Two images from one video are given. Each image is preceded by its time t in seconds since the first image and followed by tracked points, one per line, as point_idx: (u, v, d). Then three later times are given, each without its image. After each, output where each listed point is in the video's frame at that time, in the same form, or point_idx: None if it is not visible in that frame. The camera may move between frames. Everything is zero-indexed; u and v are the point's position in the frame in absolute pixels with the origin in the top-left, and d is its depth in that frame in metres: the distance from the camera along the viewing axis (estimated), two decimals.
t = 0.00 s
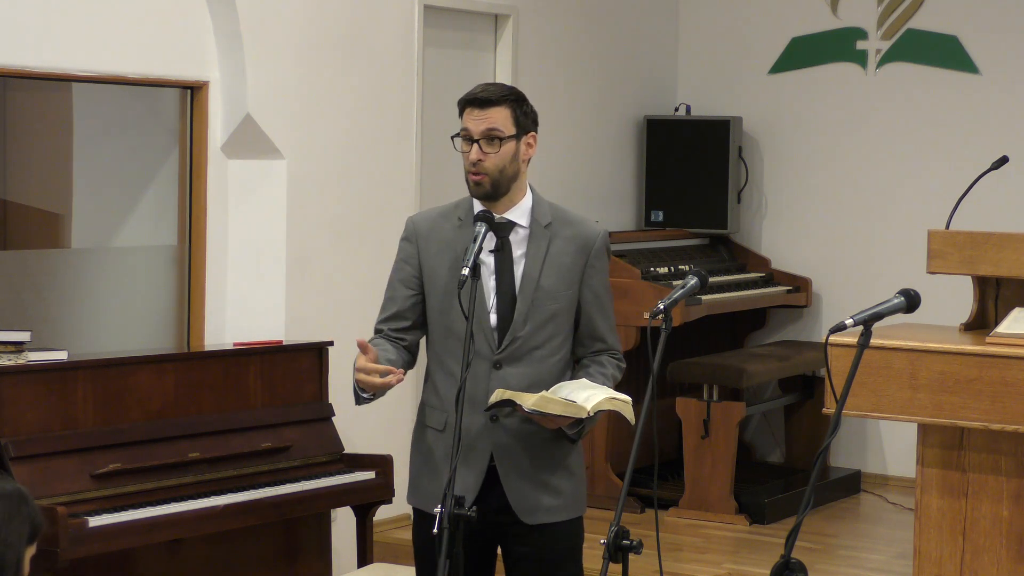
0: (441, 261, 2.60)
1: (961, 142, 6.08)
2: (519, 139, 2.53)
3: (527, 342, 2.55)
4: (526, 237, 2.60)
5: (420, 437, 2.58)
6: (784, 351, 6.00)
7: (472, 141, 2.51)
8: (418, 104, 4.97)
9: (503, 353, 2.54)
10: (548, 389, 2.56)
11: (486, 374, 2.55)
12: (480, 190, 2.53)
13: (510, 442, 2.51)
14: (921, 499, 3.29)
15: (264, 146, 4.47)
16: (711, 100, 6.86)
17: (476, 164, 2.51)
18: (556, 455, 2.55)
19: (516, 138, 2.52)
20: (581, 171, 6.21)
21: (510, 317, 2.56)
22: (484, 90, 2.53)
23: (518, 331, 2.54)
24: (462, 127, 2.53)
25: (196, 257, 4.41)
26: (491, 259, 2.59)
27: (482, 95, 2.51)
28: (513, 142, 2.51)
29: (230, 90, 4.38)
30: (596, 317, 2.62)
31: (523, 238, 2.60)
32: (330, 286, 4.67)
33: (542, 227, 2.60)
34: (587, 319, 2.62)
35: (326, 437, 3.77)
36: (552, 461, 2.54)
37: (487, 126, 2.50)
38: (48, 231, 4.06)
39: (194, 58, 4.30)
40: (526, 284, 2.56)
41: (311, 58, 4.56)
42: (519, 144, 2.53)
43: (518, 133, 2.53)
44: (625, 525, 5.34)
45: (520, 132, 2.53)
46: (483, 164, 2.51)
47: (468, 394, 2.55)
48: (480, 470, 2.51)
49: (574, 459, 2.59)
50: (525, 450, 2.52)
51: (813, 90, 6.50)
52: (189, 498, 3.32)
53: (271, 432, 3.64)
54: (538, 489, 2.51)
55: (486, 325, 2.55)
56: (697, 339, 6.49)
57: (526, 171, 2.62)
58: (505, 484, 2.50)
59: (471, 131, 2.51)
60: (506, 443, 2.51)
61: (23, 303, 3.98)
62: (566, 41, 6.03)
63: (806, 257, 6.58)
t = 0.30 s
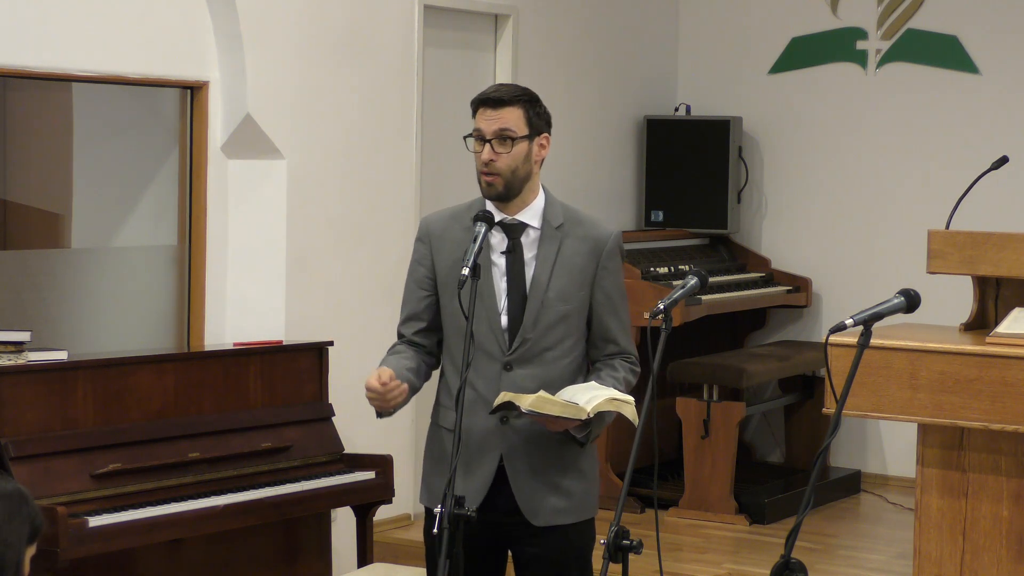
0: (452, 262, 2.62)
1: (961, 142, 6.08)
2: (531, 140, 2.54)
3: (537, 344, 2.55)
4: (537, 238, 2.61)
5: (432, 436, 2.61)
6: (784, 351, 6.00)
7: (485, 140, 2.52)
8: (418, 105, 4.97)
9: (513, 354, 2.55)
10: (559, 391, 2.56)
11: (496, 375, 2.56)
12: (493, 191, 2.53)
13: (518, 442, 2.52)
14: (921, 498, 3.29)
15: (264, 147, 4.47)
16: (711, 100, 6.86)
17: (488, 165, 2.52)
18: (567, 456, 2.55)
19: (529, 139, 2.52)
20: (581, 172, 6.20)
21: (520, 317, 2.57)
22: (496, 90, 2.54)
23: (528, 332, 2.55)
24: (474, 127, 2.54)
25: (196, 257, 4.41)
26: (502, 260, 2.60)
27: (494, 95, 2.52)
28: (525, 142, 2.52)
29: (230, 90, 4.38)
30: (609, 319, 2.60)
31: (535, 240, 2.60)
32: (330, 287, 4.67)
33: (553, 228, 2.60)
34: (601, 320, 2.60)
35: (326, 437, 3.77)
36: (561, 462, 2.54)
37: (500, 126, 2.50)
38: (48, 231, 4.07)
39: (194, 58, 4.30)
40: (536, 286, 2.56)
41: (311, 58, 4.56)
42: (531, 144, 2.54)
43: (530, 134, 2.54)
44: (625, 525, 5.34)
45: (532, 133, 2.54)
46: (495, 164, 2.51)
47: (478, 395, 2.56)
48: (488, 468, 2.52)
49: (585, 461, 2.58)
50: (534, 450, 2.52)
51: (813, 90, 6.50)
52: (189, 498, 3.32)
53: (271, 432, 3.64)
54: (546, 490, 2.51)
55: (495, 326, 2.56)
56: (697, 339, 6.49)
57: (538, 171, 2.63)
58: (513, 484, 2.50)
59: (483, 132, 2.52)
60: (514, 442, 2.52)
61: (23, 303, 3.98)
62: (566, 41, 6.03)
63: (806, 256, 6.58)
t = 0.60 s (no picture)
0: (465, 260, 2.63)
1: (961, 142, 6.08)
2: (553, 143, 2.54)
3: (543, 348, 2.55)
4: (551, 243, 2.61)
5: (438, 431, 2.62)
6: (784, 351, 6.00)
7: (507, 143, 2.53)
8: (418, 105, 4.97)
9: (518, 356, 2.55)
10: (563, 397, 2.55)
11: (500, 375, 2.57)
12: (514, 194, 2.54)
13: (520, 445, 2.52)
14: (921, 498, 3.32)
15: (264, 147, 4.47)
16: (711, 100, 6.86)
17: (510, 167, 2.53)
18: (570, 462, 2.54)
19: (551, 142, 2.53)
20: (581, 171, 6.21)
21: (527, 320, 2.57)
22: (519, 93, 2.55)
23: (534, 335, 2.55)
24: (496, 130, 2.55)
25: (196, 256, 4.41)
26: (514, 261, 2.62)
27: (517, 99, 2.54)
28: (547, 145, 2.53)
29: (230, 89, 4.38)
30: (619, 330, 2.58)
31: (549, 245, 2.61)
32: (330, 286, 4.67)
33: (567, 234, 2.60)
34: (611, 330, 2.59)
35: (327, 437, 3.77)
36: (564, 469, 2.53)
37: (522, 129, 2.51)
38: (49, 231, 4.07)
39: (194, 58, 4.31)
40: (545, 290, 2.56)
41: (310, 58, 4.56)
42: (553, 148, 2.55)
43: (552, 137, 2.54)
44: (625, 525, 5.34)
45: (554, 136, 2.54)
46: (516, 167, 2.52)
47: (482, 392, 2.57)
48: (489, 467, 2.53)
49: (590, 469, 2.57)
50: (536, 455, 2.52)
51: (814, 90, 6.50)
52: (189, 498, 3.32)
53: (270, 432, 3.64)
54: (546, 495, 2.51)
55: (502, 326, 2.57)
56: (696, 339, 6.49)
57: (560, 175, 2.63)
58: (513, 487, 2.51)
59: (505, 135, 2.53)
60: (517, 443, 2.52)
61: (23, 303, 3.98)
62: (566, 41, 6.03)
63: (806, 256, 6.58)
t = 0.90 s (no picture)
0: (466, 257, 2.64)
1: (961, 142, 6.08)
2: (552, 139, 2.55)
3: (542, 343, 2.55)
4: (551, 240, 2.61)
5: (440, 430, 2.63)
6: (784, 351, 6.00)
7: (505, 139, 2.53)
8: (419, 105, 4.97)
9: (517, 352, 2.55)
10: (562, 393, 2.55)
11: (500, 372, 2.57)
12: (513, 189, 2.54)
13: (519, 443, 2.52)
14: (921, 498, 3.32)
15: (263, 147, 4.47)
16: (711, 100, 6.86)
17: (508, 163, 2.53)
18: (568, 461, 2.54)
19: (549, 137, 2.53)
20: (581, 172, 6.21)
21: (526, 316, 2.57)
22: (517, 90, 2.56)
23: (531, 330, 2.55)
24: (494, 127, 2.56)
25: (196, 256, 4.41)
26: (514, 259, 2.62)
27: (515, 95, 2.54)
28: (545, 141, 2.53)
29: (230, 89, 4.38)
30: (620, 325, 2.56)
31: (548, 242, 2.61)
32: (330, 287, 4.67)
33: (566, 231, 2.60)
34: (611, 326, 2.57)
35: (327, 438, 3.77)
36: (564, 468, 2.53)
37: (520, 124, 2.52)
38: (48, 231, 4.07)
39: (193, 58, 4.31)
40: (544, 286, 2.56)
41: (311, 58, 4.56)
42: (551, 144, 2.55)
43: (551, 133, 2.55)
44: (625, 525, 5.34)
45: (552, 132, 2.55)
46: (515, 163, 2.52)
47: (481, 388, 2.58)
48: (487, 464, 2.53)
49: (590, 469, 2.56)
50: (536, 454, 2.52)
51: (813, 90, 6.50)
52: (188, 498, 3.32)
53: (270, 432, 3.64)
54: (544, 494, 2.51)
55: (501, 322, 2.57)
56: (697, 339, 6.49)
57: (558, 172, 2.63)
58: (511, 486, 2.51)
59: (504, 130, 2.53)
60: (515, 441, 2.52)
61: (23, 303, 3.98)
62: (566, 41, 6.03)
63: (806, 256, 6.58)
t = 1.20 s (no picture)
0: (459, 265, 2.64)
1: (961, 142, 6.08)
2: (532, 140, 2.54)
3: (539, 344, 2.55)
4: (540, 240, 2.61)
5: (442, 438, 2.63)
6: (784, 351, 6.00)
7: (486, 141, 2.53)
8: (419, 105, 4.97)
9: (514, 355, 2.55)
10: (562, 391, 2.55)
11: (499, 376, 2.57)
12: (494, 191, 2.53)
13: (518, 445, 2.52)
14: (921, 498, 3.32)
15: (263, 147, 4.47)
16: (711, 100, 6.86)
17: (489, 165, 2.53)
18: (569, 459, 2.54)
19: (529, 139, 2.53)
20: (581, 172, 6.21)
21: (522, 319, 2.57)
22: (498, 92, 2.56)
23: (528, 332, 2.55)
24: (475, 129, 2.56)
25: (196, 256, 4.41)
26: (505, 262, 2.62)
27: (495, 97, 2.54)
28: (526, 142, 2.53)
29: (230, 89, 4.38)
30: (615, 319, 2.56)
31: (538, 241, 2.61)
32: (330, 287, 4.67)
33: (555, 230, 2.60)
34: (607, 319, 2.57)
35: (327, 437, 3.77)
36: (565, 466, 2.53)
37: (500, 127, 2.52)
38: (48, 231, 4.07)
39: (194, 58, 4.31)
40: (537, 288, 2.56)
41: (311, 58, 4.56)
42: (532, 145, 2.55)
43: (531, 134, 2.55)
44: (625, 525, 5.34)
45: (533, 133, 2.54)
46: (496, 165, 2.52)
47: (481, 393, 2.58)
48: (488, 466, 2.53)
49: (591, 465, 2.56)
50: (536, 454, 2.52)
51: (813, 90, 6.50)
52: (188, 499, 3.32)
53: (271, 432, 3.64)
54: (547, 493, 2.51)
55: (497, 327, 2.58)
56: (697, 339, 6.49)
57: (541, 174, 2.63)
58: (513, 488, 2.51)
59: (485, 133, 2.53)
60: (514, 442, 2.53)
61: (23, 303, 3.98)
62: (566, 41, 6.03)
63: (806, 256, 6.58)
